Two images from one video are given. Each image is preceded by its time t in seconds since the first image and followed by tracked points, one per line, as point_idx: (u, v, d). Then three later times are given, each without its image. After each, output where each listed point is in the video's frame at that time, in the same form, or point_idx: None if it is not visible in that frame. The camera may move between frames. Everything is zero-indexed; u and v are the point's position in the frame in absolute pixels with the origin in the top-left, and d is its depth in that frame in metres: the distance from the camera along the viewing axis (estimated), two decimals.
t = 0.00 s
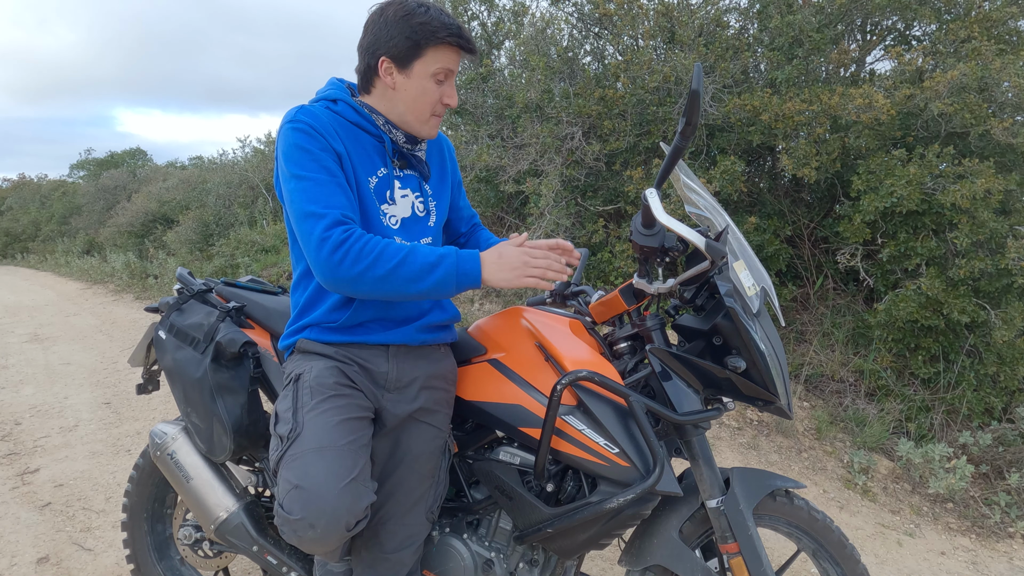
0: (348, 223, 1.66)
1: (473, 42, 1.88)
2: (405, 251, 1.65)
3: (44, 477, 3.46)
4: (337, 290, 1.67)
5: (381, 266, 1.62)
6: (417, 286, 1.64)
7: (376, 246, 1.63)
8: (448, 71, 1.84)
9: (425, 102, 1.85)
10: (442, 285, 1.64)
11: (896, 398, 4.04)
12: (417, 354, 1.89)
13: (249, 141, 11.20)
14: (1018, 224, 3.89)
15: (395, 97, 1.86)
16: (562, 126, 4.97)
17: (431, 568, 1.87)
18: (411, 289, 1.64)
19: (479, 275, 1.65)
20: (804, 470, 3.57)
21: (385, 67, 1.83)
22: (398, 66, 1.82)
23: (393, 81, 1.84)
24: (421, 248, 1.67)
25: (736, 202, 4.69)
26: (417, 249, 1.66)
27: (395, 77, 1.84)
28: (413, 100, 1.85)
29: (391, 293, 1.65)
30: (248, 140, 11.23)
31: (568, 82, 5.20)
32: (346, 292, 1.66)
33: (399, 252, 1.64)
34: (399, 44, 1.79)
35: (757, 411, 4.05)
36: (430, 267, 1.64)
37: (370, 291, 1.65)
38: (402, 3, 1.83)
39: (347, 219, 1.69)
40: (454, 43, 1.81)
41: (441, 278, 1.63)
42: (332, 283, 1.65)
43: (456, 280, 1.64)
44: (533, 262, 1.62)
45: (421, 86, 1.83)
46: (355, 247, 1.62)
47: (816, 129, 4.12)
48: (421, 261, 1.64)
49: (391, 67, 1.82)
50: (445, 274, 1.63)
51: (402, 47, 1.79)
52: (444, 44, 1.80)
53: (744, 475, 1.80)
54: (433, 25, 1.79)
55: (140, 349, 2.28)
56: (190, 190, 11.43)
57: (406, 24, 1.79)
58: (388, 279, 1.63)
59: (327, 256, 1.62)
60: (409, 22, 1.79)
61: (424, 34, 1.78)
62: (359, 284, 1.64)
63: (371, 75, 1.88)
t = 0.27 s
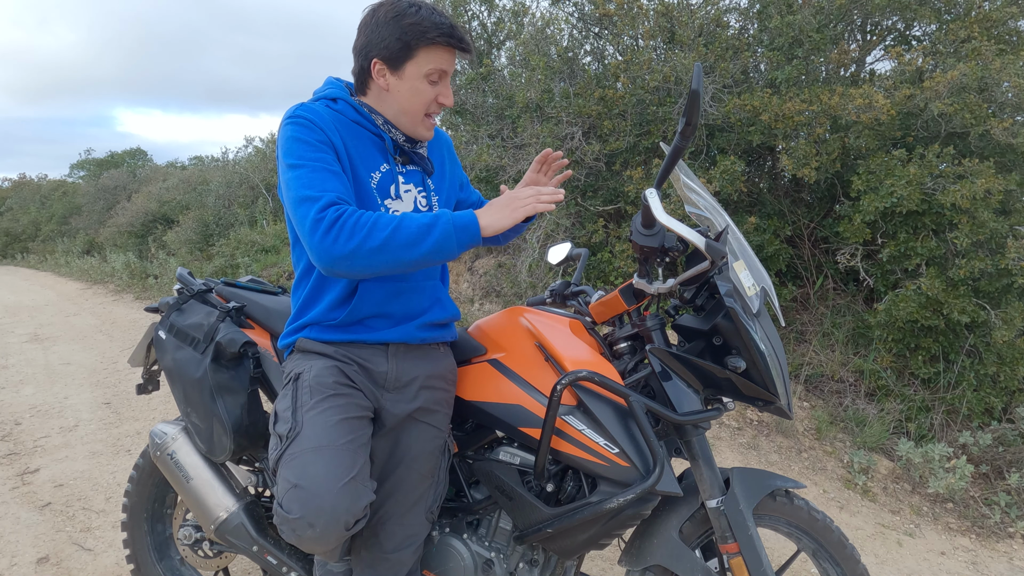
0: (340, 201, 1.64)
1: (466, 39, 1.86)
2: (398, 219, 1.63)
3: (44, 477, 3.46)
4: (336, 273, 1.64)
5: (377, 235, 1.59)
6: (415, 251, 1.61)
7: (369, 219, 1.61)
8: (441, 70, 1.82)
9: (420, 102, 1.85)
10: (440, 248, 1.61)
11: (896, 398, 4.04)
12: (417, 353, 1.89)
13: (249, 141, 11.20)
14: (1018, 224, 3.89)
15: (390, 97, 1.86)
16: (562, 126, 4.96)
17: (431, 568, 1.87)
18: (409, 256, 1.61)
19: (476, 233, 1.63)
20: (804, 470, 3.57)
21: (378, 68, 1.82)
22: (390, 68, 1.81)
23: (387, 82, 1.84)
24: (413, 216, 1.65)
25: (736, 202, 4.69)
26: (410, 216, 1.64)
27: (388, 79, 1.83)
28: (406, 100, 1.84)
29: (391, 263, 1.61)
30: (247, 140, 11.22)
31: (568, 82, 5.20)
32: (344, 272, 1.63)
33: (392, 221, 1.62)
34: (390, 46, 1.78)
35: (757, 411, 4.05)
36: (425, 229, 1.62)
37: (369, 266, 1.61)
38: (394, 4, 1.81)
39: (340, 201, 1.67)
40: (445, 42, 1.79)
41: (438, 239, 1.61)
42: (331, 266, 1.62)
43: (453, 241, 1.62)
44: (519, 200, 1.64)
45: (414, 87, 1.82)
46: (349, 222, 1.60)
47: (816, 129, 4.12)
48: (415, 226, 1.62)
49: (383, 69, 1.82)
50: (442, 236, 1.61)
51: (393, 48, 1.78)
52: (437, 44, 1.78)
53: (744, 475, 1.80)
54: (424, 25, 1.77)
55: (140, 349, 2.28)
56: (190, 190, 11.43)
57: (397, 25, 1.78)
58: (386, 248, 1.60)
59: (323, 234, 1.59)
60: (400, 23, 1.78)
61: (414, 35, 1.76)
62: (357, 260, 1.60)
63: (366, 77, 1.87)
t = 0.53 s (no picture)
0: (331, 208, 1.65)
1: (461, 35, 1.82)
2: (387, 226, 1.65)
3: (44, 477, 3.46)
4: (327, 279, 1.65)
5: (368, 242, 1.61)
6: (404, 257, 1.63)
7: (359, 225, 1.63)
8: (432, 66, 1.80)
9: (413, 99, 1.84)
10: (429, 254, 1.64)
11: (896, 398, 4.04)
12: (418, 354, 1.89)
13: (249, 142, 11.20)
14: (1018, 224, 3.89)
15: (385, 96, 1.87)
16: (562, 126, 4.96)
17: (431, 568, 1.87)
18: (399, 262, 1.63)
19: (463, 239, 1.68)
20: (804, 470, 3.57)
21: (372, 67, 1.84)
22: (383, 65, 1.81)
23: (381, 80, 1.85)
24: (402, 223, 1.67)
25: (736, 202, 4.69)
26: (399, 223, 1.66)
27: (382, 77, 1.84)
28: (399, 98, 1.84)
29: (380, 270, 1.63)
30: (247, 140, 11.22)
31: (568, 82, 5.20)
32: (335, 278, 1.64)
33: (381, 229, 1.64)
34: (380, 43, 1.79)
35: (757, 411, 4.05)
36: (413, 235, 1.64)
37: (360, 273, 1.63)
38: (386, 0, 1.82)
39: (332, 206, 1.68)
40: (434, 37, 1.77)
41: (427, 245, 1.63)
42: (322, 272, 1.63)
43: (441, 246, 1.65)
44: (488, 192, 1.75)
45: (405, 83, 1.81)
46: (339, 229, 1.61)
47: (816, 129, 4.12)
48: (404, 232, 1.64)
49: (376, 67, 1.83)
50: (430, 242, 1.64)
51: (384, 45, 1.78)
52: (426, 40, 1.77)
53: (744, 475, 1.80)
54: (412, 20, 1.76)
55: (140, 349, 2.28)
56: (190, 190, 11.43)
57: (387, 21, 1.78)
58: (376, 255, 1.62)
59: (315, 242, 1.60)
60: (390, 19, 1.78)
61: (402, 30, 1.76)
62: (348, 268, 1.62)
63: (364, 75, 1.89)
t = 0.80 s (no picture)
0: (333, 237, 1.65)
1: (412, 6, 1.88)
2: (387, 273, 1.61)
3: (44, 477, 3.46)
4: (318, 301, 1.68)
5: (361, 284, 1.60)
6: (395, 310, 1.59)
7: (358, 264, 1.61)
8: (370, 35, 1.85)
9: (363, 72, 1.88)
10: (419, 313, 1.58)
11: (896, 398, 4.04)
12: (420, 357, 1.88)
13: (249, 141, 11.20)
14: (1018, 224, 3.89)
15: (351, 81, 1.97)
16: (562, 126, 4.96)
17: (431, 568, 1.87)
18: (389, 312, 1.60)
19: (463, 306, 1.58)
20: (804, 470, 3.57)
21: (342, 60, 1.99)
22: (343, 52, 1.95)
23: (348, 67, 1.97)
24: (405, 272, 1.62)
25: (736, 202, 4.69)
26: (400, 274, 1.61)
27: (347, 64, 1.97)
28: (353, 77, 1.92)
29: (370, 313, 1.62)
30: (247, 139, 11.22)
31: (568, 82, 5.20)
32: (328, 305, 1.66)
33: (380, 274, 1.61)
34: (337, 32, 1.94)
35: (757, 411, 4.05)
36: (407, 293, 1.59)
37: (351, 308, 1.64)
38: None
39: (336, 227, 1.68)
40: (364, 7, 1.84)
41: (418, 306, 1.58)
42: (316, 295, 1.66)
43: (433, 311, 1.58)
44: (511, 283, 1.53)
45: (353, 60, 1.89)
46: (336, 261, 1.61)
47: (816, 129, 4.12)
48: (401, 286, 1.59)
49: (343, 58, 1.98)
50: (424, 302, 1.57)
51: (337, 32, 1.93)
52: (372, 9, 1.85)
53: (744, 475, 1.80)
54: None
55: (140, 349, 2.28)
56: (190, 190, 11.43)
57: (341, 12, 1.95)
58: (367, 297, 1.60)
59: (308, 268, 1.63)
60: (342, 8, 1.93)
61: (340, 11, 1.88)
62: (340, 300, 1.63)
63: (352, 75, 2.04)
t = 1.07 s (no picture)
0: (346, 240, 1.65)
1: (408, 9, 1.86)
2: (404, 274, 1.62)
3: (44, 477, 3.46)
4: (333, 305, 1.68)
5: (378, 287, 1.61)
6: (414, 312, 1.61)
7: (374, 267, 1.62)
8: (368, 43, 1.84)
9: (363, 80, 1.87)
10: (438, 314, 1.60)
11: (896, 398, 4.04)
12: (420, 357, 1.88)
13: (249, 141, 11.20)
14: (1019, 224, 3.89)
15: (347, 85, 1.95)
16: (562, 126, 4.96)
17: (430, 568, 1.87)
18: (407, 314, 1.62)
19: (480, 305, 1.60)
20: (804, 470, 3.57)
21: (336, 63, 1.96)
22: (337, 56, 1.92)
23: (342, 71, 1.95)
24: (421, 273, 1.64)
25: (736, 202, 4.68)
26: (416, 275, 1.63)
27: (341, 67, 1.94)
28: (351, 83, 1.91)
29: (387, 315, 1.63)
30: (247, 139, 11.22)
31: (568, 82, 5.20)
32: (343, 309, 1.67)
33: (397, 276, 1.61)
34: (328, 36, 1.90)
35: (757, 411, 4.05)
36: (424, 294, 1.60)
37: (366, 312, 1.64)
38: None
39: (345, 229, 1.68)
40: (359, 14, 1.81)
41: (436, 307, 1.60)
42: (331, 298, 1.65)
43: (452, 311, 1.60)
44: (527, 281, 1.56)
45: (352, 67, 1.88)
46: (351, 265, 1.61)
47: (816, 129, 4.11)
48: (418, 288, 1.61)
49: (337, 61, 1.95)
50: (443, 303, 1.59)
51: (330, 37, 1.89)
52: (370, 17, 1.82)
53: (744, 475, 1.80)
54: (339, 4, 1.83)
55: (139, 349, 2.28)
56: (190, 190, 11.43)
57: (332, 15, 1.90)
58: (384, 301, 1.61)
59: (324, 272, 1.63)
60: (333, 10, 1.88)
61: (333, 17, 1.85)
62: (356, 303, 1.63)
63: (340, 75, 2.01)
